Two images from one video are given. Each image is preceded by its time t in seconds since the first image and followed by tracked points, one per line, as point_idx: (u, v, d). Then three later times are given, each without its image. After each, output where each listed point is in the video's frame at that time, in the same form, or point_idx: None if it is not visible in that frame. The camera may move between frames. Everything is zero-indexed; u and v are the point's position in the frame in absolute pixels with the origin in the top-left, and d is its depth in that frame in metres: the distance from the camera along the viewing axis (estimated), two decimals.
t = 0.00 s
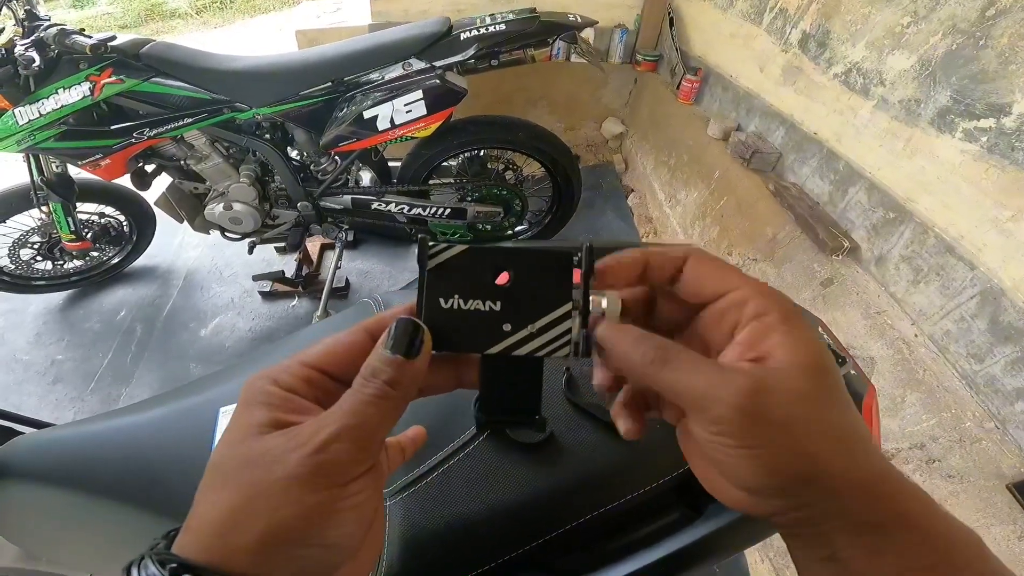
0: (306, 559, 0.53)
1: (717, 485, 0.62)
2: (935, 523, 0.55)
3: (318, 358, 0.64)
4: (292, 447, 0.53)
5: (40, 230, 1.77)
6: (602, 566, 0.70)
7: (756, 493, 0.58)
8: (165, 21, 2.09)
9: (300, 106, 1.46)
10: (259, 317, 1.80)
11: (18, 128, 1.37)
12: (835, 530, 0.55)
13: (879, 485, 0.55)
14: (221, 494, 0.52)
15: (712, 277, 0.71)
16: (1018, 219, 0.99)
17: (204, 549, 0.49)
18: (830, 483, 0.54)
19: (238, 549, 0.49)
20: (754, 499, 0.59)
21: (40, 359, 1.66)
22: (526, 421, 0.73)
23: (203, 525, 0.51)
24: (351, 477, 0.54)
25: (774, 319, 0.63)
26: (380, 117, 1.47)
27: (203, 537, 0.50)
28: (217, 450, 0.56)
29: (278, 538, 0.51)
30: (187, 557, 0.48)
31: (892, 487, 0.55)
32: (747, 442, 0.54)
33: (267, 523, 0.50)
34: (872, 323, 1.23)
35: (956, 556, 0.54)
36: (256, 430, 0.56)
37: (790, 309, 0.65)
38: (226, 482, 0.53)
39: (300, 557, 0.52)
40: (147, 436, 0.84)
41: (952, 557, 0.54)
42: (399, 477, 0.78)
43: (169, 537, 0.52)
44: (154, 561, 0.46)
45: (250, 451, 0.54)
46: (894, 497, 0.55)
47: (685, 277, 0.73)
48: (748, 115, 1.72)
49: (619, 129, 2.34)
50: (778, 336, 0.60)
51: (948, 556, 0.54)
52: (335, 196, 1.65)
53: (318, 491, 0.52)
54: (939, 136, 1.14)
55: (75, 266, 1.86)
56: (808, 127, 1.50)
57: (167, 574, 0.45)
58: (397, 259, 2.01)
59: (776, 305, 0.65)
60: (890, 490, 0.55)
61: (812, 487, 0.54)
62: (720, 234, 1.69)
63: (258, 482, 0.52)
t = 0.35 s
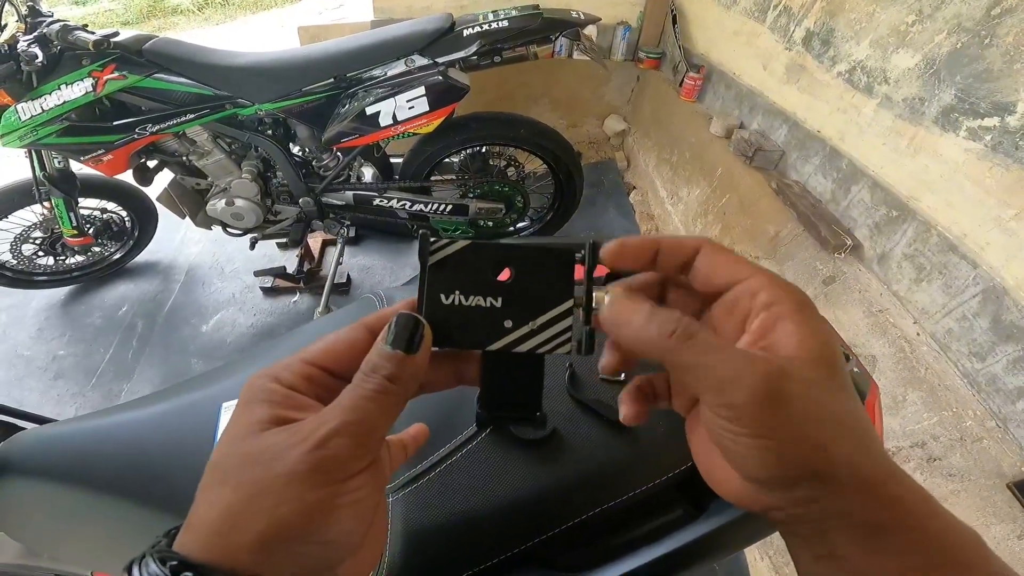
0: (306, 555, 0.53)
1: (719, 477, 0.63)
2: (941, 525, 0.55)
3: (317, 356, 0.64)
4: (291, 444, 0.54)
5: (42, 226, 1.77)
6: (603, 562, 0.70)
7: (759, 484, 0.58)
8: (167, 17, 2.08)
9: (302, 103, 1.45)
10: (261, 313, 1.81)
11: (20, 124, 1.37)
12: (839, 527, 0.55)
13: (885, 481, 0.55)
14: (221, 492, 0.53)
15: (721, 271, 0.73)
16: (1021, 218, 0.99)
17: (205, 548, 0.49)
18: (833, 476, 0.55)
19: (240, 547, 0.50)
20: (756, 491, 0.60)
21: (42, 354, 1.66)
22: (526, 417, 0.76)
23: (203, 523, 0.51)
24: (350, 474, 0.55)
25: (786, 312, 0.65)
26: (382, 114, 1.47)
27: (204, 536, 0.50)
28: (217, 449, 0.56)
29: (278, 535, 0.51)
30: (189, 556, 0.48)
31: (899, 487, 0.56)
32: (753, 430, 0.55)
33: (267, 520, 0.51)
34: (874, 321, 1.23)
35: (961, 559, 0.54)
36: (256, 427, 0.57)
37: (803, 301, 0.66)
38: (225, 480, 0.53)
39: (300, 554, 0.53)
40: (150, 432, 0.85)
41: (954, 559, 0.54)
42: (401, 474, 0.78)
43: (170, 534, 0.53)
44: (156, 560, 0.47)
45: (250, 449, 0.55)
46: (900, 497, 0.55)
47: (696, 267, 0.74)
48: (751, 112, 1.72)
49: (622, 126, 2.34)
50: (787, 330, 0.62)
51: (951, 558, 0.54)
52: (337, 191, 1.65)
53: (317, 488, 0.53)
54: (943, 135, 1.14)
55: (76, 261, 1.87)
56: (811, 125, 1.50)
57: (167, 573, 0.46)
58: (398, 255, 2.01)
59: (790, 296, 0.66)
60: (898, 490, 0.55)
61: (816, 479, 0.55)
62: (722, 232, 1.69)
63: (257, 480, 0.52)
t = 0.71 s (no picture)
0: (304, 552, 0.53)
1: (712, 476, 0.64)
2: (935, 520, 0.55)
3: (315, 354, 0.64)
4: (287, 440, 0.54)
5: (42, 223, 1.77)
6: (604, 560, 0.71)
7: (751, 483, 0.58)
8: (168, 15, 2.07)
9: (303, 100, 1.45)
10: (261, 310, 1.81)
11: (20, 121, 1.37)
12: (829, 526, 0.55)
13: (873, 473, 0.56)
14: (218, 487, 0.53)
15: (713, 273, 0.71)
16: (1022, 217, 0.99)
17: (203, 545, 0.50)
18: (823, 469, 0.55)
19: (236, 544, 0.50)
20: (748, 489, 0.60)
21: (42, 351, 1.66)
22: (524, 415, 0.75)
23: (200, 520, 0.52)
24: (347, 470, 0.55)
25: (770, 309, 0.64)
26: (382, 111, 1.47)
27: (201, 531, 0.51)
28: (215, 446, 0.56)
29: (274, 532, 0.51)
30: (185, 551, 0.49)
31: (889, 482, 0.56)
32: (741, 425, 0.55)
33: (262, 517, 0.51)
34: (874, 319, 1.23)
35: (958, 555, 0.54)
36: (253, 425, 0.57)
37: (779, 297, 0.66)
38: (222, 477, 0.53)
39: (296, 551, 0.53)
40: (150, 429, 0.85)
41: (947, 553, 0.53)
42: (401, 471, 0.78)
43: (169, 532, 0.53)
44: (151, 557, 0.47)
45: (246, 446, 0.55)
46: (893, 492, 0.55)
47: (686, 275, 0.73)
48: (752, 110, 1.72)
49: (622, 124, 2.32)
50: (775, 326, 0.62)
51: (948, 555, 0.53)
52: (337, 188, 1.65)
53: (312, 486, 0.53)
54: (944, 133, 1.13)
55: (76, 258, 1.86)
56: (812, 123, 1.49)
57: (163, 570, 0.46)
58: (398, 252, 2.01)
59: (777, 299, 0.65)
60: (890, 485, 0.55)
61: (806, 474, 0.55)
62: (722, 230, 1.69)
63: (253, 476, 0.53)
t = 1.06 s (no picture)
0: (303, 552, 0.53)
1: (710, 474, 0.65)
2: (930, 517, 0.55)
3: (315, 354, 0.64)
4: (286, 439, 0.54)
5: (40, 221, 1.77)
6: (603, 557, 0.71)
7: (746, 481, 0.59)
8: (166, 14, 2.07)
9: (301, 98, 1.45)
10: (259, 308, 1.81)
11: (18, 119, 1.36)
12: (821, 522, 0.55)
13: (870, 476, 0.56)
14: (218, 486, 0.53)
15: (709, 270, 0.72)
16: (1021, 214, 1.00)
17: (202, 544, 0.50)
18: (817, 467, 0.55)
19: (235, 543, 0.50)
20: (744, 487, 0.60)
21: (41, 349, 1.66)
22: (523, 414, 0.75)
23: (200, 519, 0.52)
24: (346, 469, 0.55)
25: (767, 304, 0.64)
26: (381, 109, 1.46)
27: (200, 531, 0.51)
28: (214, 445, 0.56)
29: (273, 532, 0.51)
30: (185, 551, 0.49)
31: (881, 478, 0.56)
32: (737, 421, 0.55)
33: (261, 516, 0.51)
34: (872, 316, 1.23)
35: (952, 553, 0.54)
36: (252, 424, 0.57)
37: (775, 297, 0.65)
38: (222, 476, 0.54)
39: (295, 551, 0.53)
40: (149, 427, 0.85)
41: (947, 555, 0.53)
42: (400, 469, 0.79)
43: (168, 532, 0.53)
44: (151, 557, 0.47)
45: (245, 445, 0.55)
46: (884, 488, 0.56)
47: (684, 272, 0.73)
48: (751, 108, 1.71)
49: (621, 121, 2.32)
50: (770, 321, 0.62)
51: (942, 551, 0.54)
52: (336, 186, 1.64)
53: (311, 485, 0.53)
54: (943, 130, 1.14)
55: (74, 256, 1.86)
56: (811, 120, 1.49)
57: (163, 570, 0.46)
58: (397, 250, 2.01)
59: (772, 294, 0.66)
60: (882, 482, 0.56)
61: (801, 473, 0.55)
62: (721, 227, 1.69)
63: (252, 476, 0.53)
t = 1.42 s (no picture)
0: (298, 549, 0.54)
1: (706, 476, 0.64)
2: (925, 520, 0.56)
3: (310, 353, 0.64)
4: (281, 437, 0.54)
5: (38, 219, 1.76)
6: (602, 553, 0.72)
7: (743, 484, 0.58)
8: (163, 11, 2.06)
9: (299, 95, 1.44)
10: (259, 306, 1.81)
11: (15, 118, 1.36)
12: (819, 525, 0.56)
13: (867, 479, 0.56)
14: (213, 484, 0.54)
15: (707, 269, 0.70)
16: (1021, 209, 1.00)
17: (200, 544, 0.50)
18: (819, 473, 0.55)
19: (232, 541, 0.51)
20: (740, 489, 0.60)
21: (41, 348, 1.66)
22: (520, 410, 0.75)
23: (196, 517, 0.52)
24: (342, 467, 0.55)
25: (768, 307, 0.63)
26: (380, 106, 1.46)
27: (197, 529, 0.51)
28: (211, 444, 0.56)
29: (269, 529, 0.51)
30: (182, 550, 0.50)
31: (881, 482, 0.56)
32: (741, 427, 0.54)
33: (257, 515, 0.51)
34: (872, 312, 1.24)
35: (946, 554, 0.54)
36: (249, 423, 0.57)
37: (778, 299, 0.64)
38: (218, 474, 0.54)
39: (292, 547, 0.53)
40: (149, 425, 0.85)
41: (942, 557, 0.54)
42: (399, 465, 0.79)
43: (166, 531, 0.54)
44: (149, 556, 0.48)
45: (240, 444, 0.55)
46: (883, 492, 0.56)
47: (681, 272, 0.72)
48: (751, 104, 1.71)
49: (621, 117, 2.33)
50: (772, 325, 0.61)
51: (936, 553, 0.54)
52: (334, 183, 1.64)
53: (306, 483, 0.53)
54: (943, 126, 1.13)
55: (74, 254, 1.86)
56: (811, 116, 1.49)
57: (161, 568, 0.47)
58: (397, 246, 2.01)
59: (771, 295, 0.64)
60: (880, 486, 0.56)
61: (802, 479, 0.55)
62: (721, 223, 1.69)
63: (247, 475, 0.53)
